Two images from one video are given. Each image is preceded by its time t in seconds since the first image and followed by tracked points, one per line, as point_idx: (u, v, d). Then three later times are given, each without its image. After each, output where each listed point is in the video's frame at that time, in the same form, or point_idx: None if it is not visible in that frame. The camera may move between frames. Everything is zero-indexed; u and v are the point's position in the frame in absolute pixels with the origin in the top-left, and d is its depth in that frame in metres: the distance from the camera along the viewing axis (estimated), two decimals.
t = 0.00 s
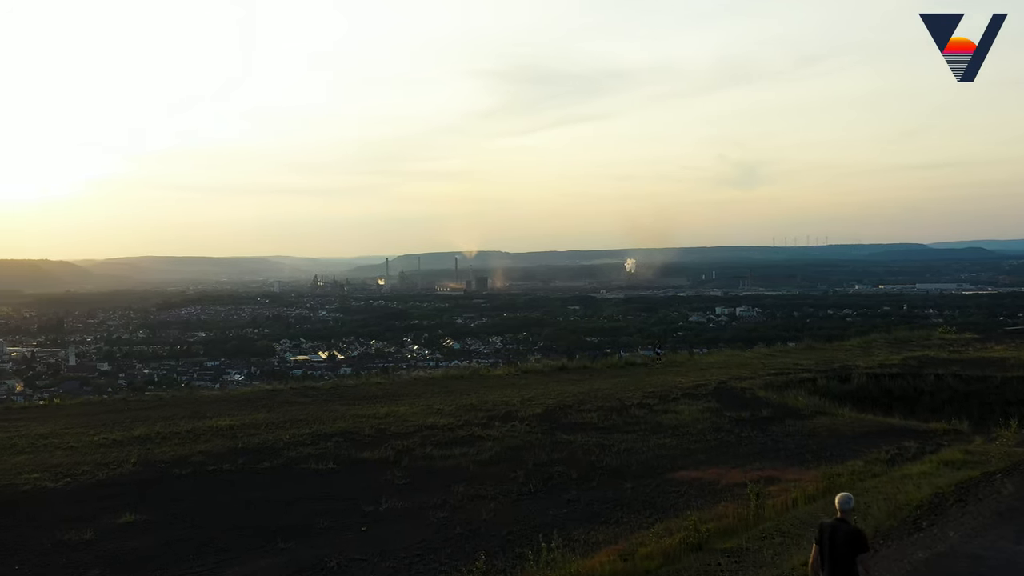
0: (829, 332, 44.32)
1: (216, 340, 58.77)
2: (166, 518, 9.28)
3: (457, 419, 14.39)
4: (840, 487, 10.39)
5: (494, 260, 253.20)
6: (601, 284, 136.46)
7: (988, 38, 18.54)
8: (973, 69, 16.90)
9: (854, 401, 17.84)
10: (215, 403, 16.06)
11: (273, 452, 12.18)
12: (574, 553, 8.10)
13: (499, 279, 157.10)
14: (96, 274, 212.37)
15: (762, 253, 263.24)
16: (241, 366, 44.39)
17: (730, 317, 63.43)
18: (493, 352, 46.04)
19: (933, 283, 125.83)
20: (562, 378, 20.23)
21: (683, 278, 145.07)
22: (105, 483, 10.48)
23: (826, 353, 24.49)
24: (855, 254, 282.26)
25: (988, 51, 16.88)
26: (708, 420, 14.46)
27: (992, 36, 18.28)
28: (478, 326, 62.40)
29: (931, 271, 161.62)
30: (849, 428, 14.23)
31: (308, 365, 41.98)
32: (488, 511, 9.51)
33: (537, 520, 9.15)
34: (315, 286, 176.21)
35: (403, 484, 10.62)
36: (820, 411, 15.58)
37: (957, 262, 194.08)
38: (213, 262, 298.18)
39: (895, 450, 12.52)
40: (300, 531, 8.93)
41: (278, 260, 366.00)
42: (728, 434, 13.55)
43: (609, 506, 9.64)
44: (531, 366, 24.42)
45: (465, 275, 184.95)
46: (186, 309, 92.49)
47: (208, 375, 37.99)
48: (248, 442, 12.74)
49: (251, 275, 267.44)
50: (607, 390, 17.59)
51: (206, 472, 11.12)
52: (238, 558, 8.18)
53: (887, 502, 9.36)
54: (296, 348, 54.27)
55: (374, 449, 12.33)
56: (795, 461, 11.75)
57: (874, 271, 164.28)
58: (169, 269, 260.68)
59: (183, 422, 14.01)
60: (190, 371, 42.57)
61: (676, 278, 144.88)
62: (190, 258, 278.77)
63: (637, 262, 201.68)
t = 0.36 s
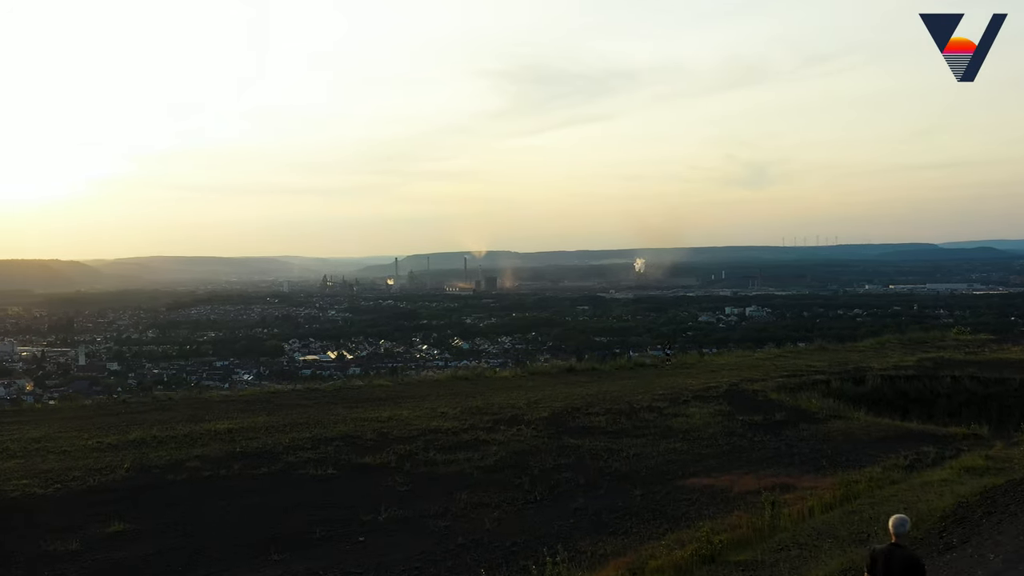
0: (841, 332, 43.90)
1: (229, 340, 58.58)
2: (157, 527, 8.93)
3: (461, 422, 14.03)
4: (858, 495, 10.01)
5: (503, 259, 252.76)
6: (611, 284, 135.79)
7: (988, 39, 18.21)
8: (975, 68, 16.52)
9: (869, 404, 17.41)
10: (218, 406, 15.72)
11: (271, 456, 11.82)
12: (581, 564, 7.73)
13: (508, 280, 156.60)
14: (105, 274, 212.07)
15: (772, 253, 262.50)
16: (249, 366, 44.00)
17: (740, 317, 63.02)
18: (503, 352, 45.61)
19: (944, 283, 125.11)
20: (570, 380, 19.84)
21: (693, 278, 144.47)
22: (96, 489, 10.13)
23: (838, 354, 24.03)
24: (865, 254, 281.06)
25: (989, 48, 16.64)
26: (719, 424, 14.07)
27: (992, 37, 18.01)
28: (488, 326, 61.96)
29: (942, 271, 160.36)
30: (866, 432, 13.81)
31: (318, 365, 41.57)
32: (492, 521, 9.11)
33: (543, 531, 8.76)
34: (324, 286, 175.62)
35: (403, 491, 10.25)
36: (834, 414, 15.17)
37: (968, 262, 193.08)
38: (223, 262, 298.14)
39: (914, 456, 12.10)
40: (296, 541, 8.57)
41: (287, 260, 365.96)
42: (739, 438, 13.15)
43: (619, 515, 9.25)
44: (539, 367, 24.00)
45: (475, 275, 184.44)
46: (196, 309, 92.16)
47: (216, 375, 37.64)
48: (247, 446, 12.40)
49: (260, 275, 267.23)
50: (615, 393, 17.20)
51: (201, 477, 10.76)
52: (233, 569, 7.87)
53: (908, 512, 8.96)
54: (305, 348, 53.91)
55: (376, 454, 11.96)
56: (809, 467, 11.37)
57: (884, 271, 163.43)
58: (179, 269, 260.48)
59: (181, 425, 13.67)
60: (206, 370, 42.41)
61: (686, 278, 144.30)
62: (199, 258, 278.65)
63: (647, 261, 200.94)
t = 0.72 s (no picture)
0: (855, 332, 43.40)
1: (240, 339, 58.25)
2: (149, 537, 8.56)
3: (469, 426, 13.65)
4: (881, 504, 9.58)
5: (515, 259, 252.29)
6: (624, 283, 135.19)
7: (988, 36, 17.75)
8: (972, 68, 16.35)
9: (887, 407, 16.98)
10: (222, 408, 15.39)
11: (271, 462, 11.45)
12: None
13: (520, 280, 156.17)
14: (118, 273, 211.97)
15: (784, 253, 261.29)
16: (260, 365, 43.66)
17: (752, 317, 62.54)
18: (515, 352, 45.21)
19: (957, 283, 124.18)
20: (581, 382, 19.46)
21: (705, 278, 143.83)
22: (89, 495, 9.79)
23: (855, 355, 23.60)
24: (878, 254, 279.41)
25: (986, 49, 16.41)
26: (734, 428, 13.65)
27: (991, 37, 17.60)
28: (500, 326, 61.54)
29: (954, 271, 158.43)
30: (885, 436, 13.38)
31: (329, 365, 41.16)
32: (498, 532, 8.72)
33: (551, 542, 8.38)
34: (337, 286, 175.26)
35: (405, 499, 9.86)
36: (853, 418, 14.74)
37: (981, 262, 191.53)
38: (235, 262, 298.35)
39: (936, 462, 11.67)
40: (292, 552, 8.21)
41: (299, 260, 366.03)
42: (756, 442, 12.72)
43: (630, 526, 8.84)
44: (550, 368, 23.62)
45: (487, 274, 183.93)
46: (209, 309, 91.86)
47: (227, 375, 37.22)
48: (247, 450, 12.05)
49: (272, 275, 267.16)
50: (627, 395, 16.80)
51: (199, 483, 10.41)
52: None
53: (934, 523, 8.54)
54: (317, 348, 53.60)
55: (379, 459, 11.58)
56: (829, 474, 10.94)
57: (896, 271, 162.16)
58: (191, 269, 260.58)
59: (181, 428, 13.31)
60: (217, 369, 42.05)
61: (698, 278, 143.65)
62: (212, 258, 278.72)
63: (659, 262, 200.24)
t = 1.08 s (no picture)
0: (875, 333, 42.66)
1: (256, 339, 57.52)
2: (145, 547, 8.23)
3: (481, 429, 13.28)
4: (909, 513, 9.15)
5: (531, 259, 251.13)
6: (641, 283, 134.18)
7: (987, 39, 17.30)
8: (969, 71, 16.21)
9: (911, 409, 16.52)
10: (229, 410, 15.05)
11: (276, 467, 11.10)
12: None
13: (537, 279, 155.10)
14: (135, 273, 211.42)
15: (801, 252, 259.04)
16: (277, 365, 43.04)
17: (769, 317, 61.71)
18: (531, 352, 44.58)
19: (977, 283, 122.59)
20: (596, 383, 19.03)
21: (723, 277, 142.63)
22: (86, 502, 9.45)
23: (878, 356, 23.07)
24: (897, 253, 276.45)
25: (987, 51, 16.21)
26: (754, 432, 13.22)
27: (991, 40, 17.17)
28: (516, 326, 60.85)
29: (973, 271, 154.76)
30: (911, 441, 12.94)
31: (346, 365, 40.35)
32: (509, 543, 8.33)
33: (562, 554, 7.99)
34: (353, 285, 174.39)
35: (413, 507, 9.49)
36: (877, 421, 14.29)
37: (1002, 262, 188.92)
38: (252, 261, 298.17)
39: (965, 468, 11.22)
40: (292, 564, 7.86)
41: (315, 259, 365.57)
42: (777, 448, 12.29)
43: (649, 536, 8.44)
44: (566, 369, 23.18)
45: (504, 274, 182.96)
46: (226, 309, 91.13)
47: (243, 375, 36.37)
48: (252, 454, 11.70)
49: (288, 274, 266.71)
50: (644, 397, 16.37)
51: (200, 489, 10.07)
52: None
53: (966, 535, 8.11)
54: (335, 347, 53.08)
55: (387, 464, 11.21)
56: (854, 481, 10.50)
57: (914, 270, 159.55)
58: (207, 268, 260.24)
59: (186, 432, 12.98)
60: (231, 369, 41.34)
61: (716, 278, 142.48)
62: (228, 258, 278.44)
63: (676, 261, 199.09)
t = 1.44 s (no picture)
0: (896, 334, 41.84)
1: (274, 339, 56.86)
2: (139, 557, 7.89)
3: (494, 432, 12.89)
4: (939, 523, 8.72)
5: (547, 258, 250.00)
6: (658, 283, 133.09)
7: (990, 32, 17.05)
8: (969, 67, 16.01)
9: (936, 412, 16.03)
10: (235, 413, 14.71)
11: (280, 472, 10.75)
12: None
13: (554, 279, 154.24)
14: (152, 272, 211.03)
15: (819, 250, 256.66)
16: (294, 365, 42.46)
17: (786, 317, 60.74)
18: (547, 352, 43.93)
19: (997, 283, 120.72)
20: (613, 385, 18.62)
21: (741, 277, 141.36)
22: (81, 509, 9.13)
23: (900, 357, 22.53)
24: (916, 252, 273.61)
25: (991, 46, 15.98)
26: (774, 436, 12.78)
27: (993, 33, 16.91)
28: (532, 326, 60.16)
29: (994, 271, 151.79)
30: (937, 446, 12.47)
31: (364, 365, 39.65)
32: (519, 554, 7.94)
33: (574, 566, 7.60)
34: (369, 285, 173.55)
35: (420, 514, 9.12)
36: (902, 425, 13.82)
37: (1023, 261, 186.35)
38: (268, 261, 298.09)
39: (996, 476, 10.77)
40: None
41: (332, 258, 365.32)
42: (799, 453, 11.85)
43: (666, 548, 8.04)
44: (580, 369, 22.73)
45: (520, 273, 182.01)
46: (243, 309, 90.41)
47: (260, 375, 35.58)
48: (255, 458, 11.35)
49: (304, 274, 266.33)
50: (661, 400, 15.95)
51: (200, 496, 9.72)
52: None
53: (1001, 548, 7.68)
54: (352, 347, 52.56)
55: (396, 469, 10.85)
56: (879, 489, 10.06)
57: (932, 271, 156.62)
58: (224, 268, 260.03)
59: (190, 435, 12.65)
60: (247, 369, 40.71)
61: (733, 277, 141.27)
62: (245, 258, 278.25)
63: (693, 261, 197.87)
